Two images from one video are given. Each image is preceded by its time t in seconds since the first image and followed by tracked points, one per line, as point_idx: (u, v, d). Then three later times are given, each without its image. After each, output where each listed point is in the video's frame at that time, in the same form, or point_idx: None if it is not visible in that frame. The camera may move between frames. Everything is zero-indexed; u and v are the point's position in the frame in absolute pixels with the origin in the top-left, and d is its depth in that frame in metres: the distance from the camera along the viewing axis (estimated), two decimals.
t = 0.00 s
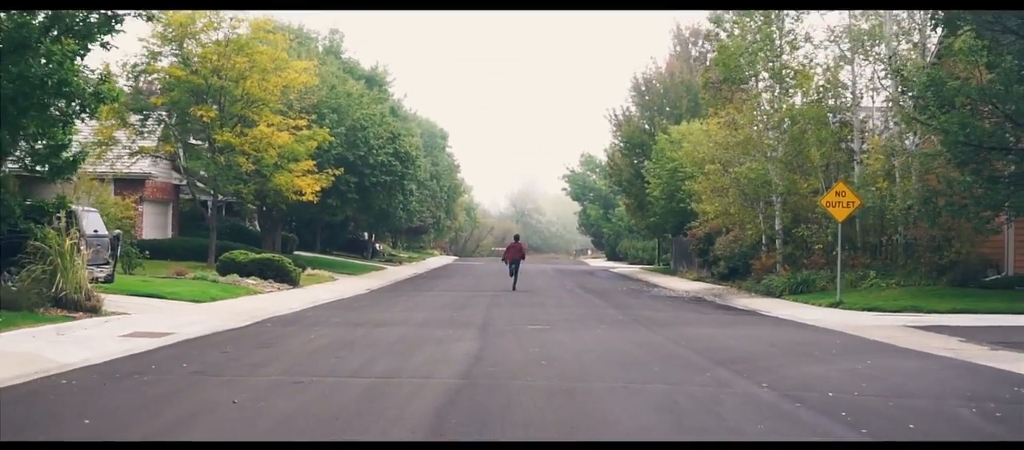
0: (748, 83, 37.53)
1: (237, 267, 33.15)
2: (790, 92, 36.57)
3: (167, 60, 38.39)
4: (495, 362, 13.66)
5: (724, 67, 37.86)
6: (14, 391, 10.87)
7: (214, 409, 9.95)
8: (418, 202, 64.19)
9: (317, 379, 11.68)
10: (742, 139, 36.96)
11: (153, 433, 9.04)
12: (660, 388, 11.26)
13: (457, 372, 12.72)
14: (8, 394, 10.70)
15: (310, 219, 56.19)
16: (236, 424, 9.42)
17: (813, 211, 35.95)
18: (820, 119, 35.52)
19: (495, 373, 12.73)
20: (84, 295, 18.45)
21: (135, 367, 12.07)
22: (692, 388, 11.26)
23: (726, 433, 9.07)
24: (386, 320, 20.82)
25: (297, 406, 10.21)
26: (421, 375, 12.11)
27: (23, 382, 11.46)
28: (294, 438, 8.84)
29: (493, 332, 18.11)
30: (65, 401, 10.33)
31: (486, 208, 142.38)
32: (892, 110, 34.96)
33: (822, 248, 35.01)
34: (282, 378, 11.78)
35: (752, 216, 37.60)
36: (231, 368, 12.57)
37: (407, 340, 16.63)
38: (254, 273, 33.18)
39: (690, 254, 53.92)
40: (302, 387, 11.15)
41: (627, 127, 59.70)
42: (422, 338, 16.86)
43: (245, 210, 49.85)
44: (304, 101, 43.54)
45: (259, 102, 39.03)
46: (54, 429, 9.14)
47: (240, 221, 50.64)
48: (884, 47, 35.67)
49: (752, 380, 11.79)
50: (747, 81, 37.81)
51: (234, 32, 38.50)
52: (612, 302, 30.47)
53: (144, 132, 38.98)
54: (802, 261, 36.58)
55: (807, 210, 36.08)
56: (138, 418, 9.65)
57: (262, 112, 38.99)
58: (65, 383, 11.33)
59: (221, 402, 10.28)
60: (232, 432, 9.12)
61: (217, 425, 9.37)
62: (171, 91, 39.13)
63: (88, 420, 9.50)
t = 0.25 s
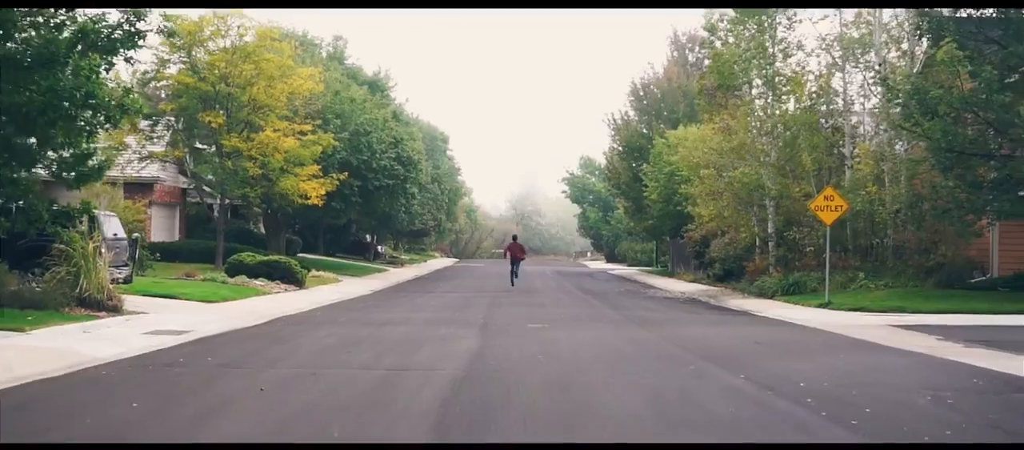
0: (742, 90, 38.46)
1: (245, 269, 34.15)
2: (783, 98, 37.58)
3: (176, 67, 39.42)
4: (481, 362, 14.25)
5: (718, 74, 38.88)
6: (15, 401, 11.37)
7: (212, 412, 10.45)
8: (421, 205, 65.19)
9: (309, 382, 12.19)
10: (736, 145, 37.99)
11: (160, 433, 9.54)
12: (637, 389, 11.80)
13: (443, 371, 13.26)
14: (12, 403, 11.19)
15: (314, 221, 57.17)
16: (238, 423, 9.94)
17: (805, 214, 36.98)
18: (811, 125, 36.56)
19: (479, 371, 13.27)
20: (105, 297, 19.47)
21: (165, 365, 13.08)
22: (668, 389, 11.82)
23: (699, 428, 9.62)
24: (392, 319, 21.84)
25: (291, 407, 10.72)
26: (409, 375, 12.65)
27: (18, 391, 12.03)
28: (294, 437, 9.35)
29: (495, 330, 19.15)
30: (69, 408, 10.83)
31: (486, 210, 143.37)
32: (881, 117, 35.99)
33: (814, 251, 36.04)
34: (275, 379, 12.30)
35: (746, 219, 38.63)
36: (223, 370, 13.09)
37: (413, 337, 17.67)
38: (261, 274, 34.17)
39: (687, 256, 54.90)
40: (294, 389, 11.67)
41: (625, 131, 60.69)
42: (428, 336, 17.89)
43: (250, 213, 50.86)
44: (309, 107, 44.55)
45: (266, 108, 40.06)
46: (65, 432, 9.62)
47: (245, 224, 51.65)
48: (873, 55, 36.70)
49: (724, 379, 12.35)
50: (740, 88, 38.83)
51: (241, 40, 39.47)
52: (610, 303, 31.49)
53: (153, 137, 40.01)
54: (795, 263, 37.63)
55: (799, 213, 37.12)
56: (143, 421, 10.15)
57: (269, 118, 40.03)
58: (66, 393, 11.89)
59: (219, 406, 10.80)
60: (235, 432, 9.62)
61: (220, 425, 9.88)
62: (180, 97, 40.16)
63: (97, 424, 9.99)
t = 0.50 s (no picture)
0: (735, 95, 39.35)
1: (252, 270, 35.16)
2: (775, 103, 38.59)
3: (184, 73, 40.43)
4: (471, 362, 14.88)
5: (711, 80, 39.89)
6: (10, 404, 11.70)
7: (206, 415, 10.81)
8: (422, 206, 66.22)
9: (297, 388, 12.56)
10: (730, 149, 39.01)
11: (159, 432, 9.90)
12: (616, 392, 12.18)
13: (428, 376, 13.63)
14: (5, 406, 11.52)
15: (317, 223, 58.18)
16: (232, 424, 10.29)
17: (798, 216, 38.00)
18: (802, 130, 37.57)
19: (461, 375, 13.65)
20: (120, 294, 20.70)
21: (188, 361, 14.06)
22: (650, 389, 12.43)
23: (685, 427, 10.01)
24: (396, 318, 22.85)
25: (281, 411, 11.11)
26: (397, 381, 13.16)
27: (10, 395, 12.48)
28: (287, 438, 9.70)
29: (495, 328, 20.17)
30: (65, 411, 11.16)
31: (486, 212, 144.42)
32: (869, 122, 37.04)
33: (806, 252, 37.06)
34: (264, 386, 12.68)
35: (740, 221, 39.65)
36: (211, 377, 13.45)
37: (418, 335, 18.68)
38: (268, 275, 35.19)
39: (684, 258, 55.94)
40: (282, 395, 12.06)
41: (623, 134, 61.73)
42: (433, 333, 18.89)
43: (255, 215, 51.89)
44: (314, 111, 45.58)
45: (272, 113, 41.07)
46: (81, 428, 10.15)
47: (250, 225, 52.66)
48: (864, 62, 37.71)
49: (703, 379, 13.00)
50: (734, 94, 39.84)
51: (247, 46, 40.45)
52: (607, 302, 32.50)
53: (162, 141, 41.01)
54: (787, 264, 38.65)
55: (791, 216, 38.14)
56: (152, 418, 10.70)
57: (274, 122, 41.05)
58: (72, 394, 12.50)
59: (212, 410, 11.16)
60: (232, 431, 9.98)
61: (225, 423, 10.42)
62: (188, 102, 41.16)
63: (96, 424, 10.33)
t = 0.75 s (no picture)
0: (729, 99, 40.43)
1: (260, 269, 36.23)
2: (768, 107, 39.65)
3: (192, 78, 41.52)
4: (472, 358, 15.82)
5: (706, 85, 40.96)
6: (16, 405, 12.08)
7: (205, 417, 11.11)
8: (423, 206, 67.26)
9: (288, 392, 12.83)
10: (723, 152, 40.09)
11: (163, 433, 10.15)
12: (602, 394, 12.48)
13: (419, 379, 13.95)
14: (11, 409, 11.89)
15: (320, 223, 59.26)
16: (233, 425, 10.55)
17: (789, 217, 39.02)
18: (794, 133, 38.63)
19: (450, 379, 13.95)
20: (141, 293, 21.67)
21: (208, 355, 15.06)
22: (638, 383, 13.24)
23: (679, 426, 10.37)
24: (400, 315, 23.89)
25: (279, 412, 11.39)
26: (402, 376, 14.06)
27: (8, 396, 12.75)
28: (289, 439, 9.95)
29: (495, 324, 21.20)
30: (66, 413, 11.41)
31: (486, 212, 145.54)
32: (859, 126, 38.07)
33: (797, 252, 38.09)
34: (268, 386, 13.27)
35: (733, 222, 40.70)
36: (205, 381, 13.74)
37: (422, 330, 19.70)
38: (275, 274, 36.26)
39: (681, 258, 56.97)
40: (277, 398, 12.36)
41: (621, 136, 62.78)
42: (435, 329, 19.92)
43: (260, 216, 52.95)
44: (319, 115, 46.66)
45: (277, 117, 42.12)
46: (96, 424, 10.68)
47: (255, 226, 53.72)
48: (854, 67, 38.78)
49: (688, 372, 13.91)
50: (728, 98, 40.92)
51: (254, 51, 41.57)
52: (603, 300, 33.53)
53: (170, 144, 42.06)
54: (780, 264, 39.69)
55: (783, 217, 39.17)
56: (165, 415, 11.30)
57: (280, 125, 42.10)
58: (97, 389, 13.34)
59: (210, 412, 11.42)
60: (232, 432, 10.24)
61: (233, 420, 10.95)
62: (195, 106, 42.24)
63: (99, 425, 10.59)
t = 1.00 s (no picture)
0: (723, 103, 41.59)
1: (267, 268, 37.40)
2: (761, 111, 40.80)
3: (200, 82, 42.69)
4: (472, 352, 16.86)
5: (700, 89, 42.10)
6: (39, 401, 12.79)
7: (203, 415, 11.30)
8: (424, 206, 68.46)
9: (276, 394, 13.02)
10: (717, 155, 41.25)
11: (172, 426, 10.60)
12: (592, 389, 13.23)
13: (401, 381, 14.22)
14: (33, 402, 12.60)
15: (323, 223, 60.47)
16: (232, 424, 10.72)
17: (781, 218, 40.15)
18: (785, 136, 39.78)
19: (435, 381, 14.28)
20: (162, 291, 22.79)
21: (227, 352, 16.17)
22: (626, 377, 14.15)
23: (665, 419, 10.87)
24: (405, 312, 25.01)
25: (275, 411, 11.64)
26: (407, 372, 15.02)
27: (38, 387, 13.68)
28: (292, 437, 10.09)
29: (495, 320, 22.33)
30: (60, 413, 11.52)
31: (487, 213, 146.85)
32: (848, 130, 39.28)
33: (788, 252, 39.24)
34: (280, 381, 14.17)
35: (727, 222, 41.85)
36: (193, 383, 13.96)
37: (427, 326, 20.80)
38: (282, 272, 37.43)
39: (676, 258, 58.14)
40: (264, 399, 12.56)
41: (619, 138, 63.96)
42: (439, 325, 21.04)
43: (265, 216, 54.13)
44: (323, 118, 47.87)
45: (283, 120, 43.25)
46: (116, 416, 11.34)
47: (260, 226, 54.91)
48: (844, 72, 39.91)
49: (674, 366, 14.89)
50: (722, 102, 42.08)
51: (260, 56, 42.70)
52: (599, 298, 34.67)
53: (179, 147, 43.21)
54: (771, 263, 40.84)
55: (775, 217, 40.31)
56: (180, 409, 11.96)
57: (286, 129, 43.25)
58: (121, 380, 14.27)
59: (207, 411, 11.63)
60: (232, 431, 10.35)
61: (242, 414, 11.54)
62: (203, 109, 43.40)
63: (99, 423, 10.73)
